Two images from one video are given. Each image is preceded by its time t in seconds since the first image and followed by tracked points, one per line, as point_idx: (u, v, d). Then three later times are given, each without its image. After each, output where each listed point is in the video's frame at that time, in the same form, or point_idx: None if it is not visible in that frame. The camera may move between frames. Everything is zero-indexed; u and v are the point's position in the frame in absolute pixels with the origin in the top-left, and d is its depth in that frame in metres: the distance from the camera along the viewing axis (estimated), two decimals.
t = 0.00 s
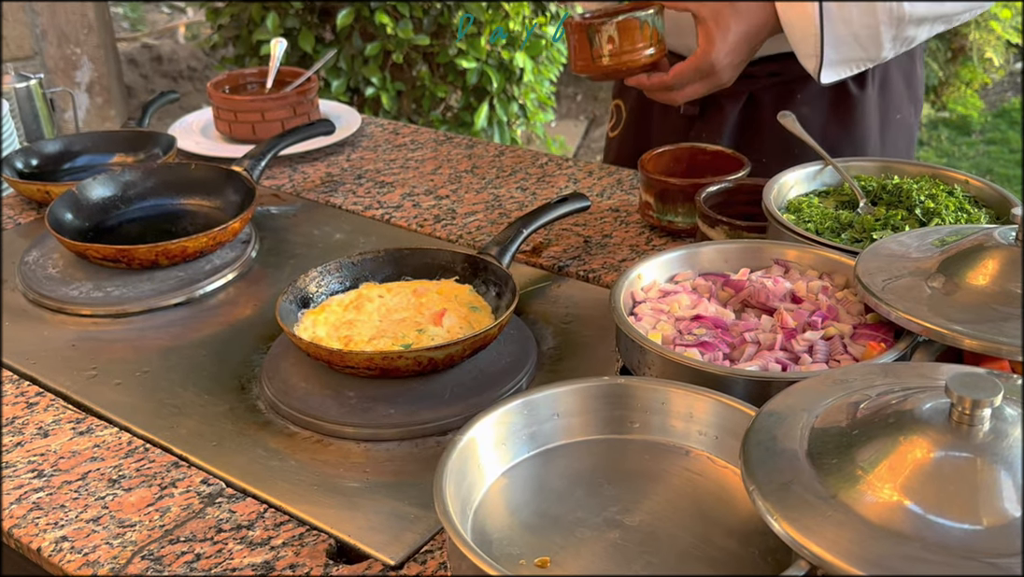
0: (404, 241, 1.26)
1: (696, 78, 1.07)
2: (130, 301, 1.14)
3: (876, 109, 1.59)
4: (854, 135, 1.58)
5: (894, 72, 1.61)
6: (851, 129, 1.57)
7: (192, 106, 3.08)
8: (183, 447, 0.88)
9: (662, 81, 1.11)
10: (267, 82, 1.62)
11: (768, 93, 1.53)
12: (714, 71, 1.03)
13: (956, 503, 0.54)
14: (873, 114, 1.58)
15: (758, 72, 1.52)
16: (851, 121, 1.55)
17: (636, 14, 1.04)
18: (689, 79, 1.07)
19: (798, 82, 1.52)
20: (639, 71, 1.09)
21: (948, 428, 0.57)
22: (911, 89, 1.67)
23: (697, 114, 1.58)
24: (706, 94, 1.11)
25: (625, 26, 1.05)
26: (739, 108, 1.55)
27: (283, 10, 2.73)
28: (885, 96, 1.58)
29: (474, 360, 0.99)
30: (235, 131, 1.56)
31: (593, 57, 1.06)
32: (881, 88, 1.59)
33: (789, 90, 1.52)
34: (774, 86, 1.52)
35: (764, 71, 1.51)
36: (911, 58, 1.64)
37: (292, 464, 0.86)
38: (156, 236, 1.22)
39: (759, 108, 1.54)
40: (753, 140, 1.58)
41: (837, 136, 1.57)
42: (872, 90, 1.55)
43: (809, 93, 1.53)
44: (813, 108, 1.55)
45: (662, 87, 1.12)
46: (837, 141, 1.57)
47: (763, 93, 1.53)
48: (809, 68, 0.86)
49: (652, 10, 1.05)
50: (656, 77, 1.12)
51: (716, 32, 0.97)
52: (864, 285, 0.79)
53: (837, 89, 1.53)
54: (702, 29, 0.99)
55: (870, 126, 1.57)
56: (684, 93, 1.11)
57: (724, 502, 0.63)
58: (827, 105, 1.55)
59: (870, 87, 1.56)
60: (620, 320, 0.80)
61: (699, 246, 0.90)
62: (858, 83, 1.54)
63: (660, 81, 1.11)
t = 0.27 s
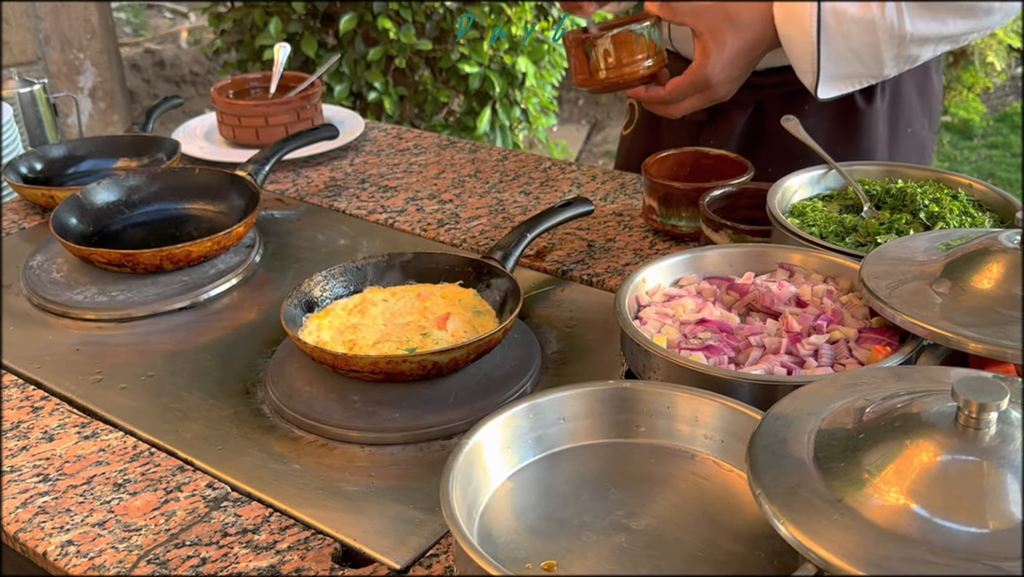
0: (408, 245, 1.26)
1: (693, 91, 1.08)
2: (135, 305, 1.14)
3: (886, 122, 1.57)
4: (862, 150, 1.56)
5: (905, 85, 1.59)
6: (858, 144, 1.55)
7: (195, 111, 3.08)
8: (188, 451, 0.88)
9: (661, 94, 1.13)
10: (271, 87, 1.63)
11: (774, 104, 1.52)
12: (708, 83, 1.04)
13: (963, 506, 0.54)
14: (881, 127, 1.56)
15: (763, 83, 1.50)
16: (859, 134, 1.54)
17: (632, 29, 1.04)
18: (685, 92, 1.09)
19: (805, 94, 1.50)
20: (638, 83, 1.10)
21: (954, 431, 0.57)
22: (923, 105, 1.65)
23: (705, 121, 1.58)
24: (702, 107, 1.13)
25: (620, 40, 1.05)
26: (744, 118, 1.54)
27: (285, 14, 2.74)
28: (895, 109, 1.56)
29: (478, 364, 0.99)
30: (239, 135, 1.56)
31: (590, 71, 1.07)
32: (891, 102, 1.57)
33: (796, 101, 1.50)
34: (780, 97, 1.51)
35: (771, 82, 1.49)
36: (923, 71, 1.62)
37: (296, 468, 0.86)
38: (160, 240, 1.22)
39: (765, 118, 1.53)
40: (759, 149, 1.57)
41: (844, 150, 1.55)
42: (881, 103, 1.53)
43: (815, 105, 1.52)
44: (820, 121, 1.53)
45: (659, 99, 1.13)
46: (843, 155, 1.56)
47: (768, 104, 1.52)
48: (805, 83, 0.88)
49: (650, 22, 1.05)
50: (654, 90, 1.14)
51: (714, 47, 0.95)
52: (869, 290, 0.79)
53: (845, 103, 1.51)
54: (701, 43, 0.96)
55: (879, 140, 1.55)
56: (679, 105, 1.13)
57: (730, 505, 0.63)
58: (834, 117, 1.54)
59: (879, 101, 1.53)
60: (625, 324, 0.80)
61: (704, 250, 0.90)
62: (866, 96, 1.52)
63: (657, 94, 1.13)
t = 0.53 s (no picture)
0: (409, 251, 1.27)
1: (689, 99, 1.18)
2: (136, 311, 1.15)
3: (886, 132, 1.56)
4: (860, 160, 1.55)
5: (909, 97, 1.58)
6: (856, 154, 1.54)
7: (195, 116, 3.09)
8: (189, 457, 0.88)
9: (654, 104, 1.19)
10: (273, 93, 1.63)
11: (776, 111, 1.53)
12: (703, 92, 1.16)
13: (961, 511, 0.54)
14: (882, 139, 1.55)
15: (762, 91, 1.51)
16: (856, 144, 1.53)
17: (624, 39, 1.10)
18: (679, 103, 1.18)
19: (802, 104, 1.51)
20: (631, 93, 1.16)
21: (952, 437, 0.57)
22: (929, 117, 1.63)
23: (706, 128, 1.59)
24: (694, 118, 1.23)
25: (614, 50, 1.11)
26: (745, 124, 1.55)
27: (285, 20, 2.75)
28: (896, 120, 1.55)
29: (479, 370, 0.99)
30: (240, 142, 1.57)
31: (584, 81, 1.12)
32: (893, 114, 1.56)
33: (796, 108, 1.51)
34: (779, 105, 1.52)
35: (770, 91, 1.50)
36: (930, 82, 1.60)
37: (298, 473, 0.86)
38: (161, 246, 1.23)
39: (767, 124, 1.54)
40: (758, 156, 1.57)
41: (841, 160, 1.55)
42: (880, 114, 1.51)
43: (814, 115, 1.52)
44: (818, 131, 1.53)
45: (652, 110, 1.21)
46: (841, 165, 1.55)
47: (770, 111, 1.53)
48: (801, 94, 1.08)
49: (642, 34, 1.12)
50: (647, 101, 1.20)
51: (706, 57, 1.13)
52: (868, 296, 0.79)
53: (843, 113, 1.51)
54: (692, 54, 1.14)
55: (878, 151, 1.54)
56: (673, 117, 1.22)
57: (730, 511, 0.64)
58: (831, 127, 1.53)
59: (878, 112, 1.53)
60: (625, 329, 0.80)
61: (704, 256, 0.90)
62: (864, 107, 1.51)
63: (649, 104, 1.20)
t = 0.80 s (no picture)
0: (406, 259, 1.27)
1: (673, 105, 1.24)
2: (134, 318, 1.15)
3: (868, 143, 1.57)
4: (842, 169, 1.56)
5: (892, 107, 1.59)
6: (840, 164, 1.55)
7: (194, 124, 3.10)
8: (186, 464, 0.88)
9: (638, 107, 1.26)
10: (271, 102, 1.64)
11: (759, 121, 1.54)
12: (686, 97, 1.22)
13: (950, 517, 0.55)
14: (865, 148, 1.56)
15: (748, 100, 1.52)
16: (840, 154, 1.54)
17: (609, 44, 1.17)
18: (662, 107, 1.24)
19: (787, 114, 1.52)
20: (616, 96, 1.22)
21: (943, 444, 0.58)
22: (913, 127, 1.64)
23: (690, 136, 1.60)
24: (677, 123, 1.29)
25: (599, 55, 1.18)
26: (729, 133, 1.55)
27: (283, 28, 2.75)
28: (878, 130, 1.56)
29: (475, 377, 1.00)
30: (238, 150, 1.57)
31: (568, 84, 1.19)
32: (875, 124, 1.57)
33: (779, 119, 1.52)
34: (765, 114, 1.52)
35: (754, 100, 1.51)
36: (914, 93, 1.61)
37: (294, 480, 0.86)
38: (159, 253, 1.23)
39: (749, 134, 1.55)
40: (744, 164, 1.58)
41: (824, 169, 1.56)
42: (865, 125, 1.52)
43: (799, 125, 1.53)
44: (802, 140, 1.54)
45: (636, 112, 1.28)
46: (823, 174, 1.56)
47: (753, 121, 1.53)
48: (785, 103, 1.17)
49: (626, 39, 1.19)
50: (631, 104, 1.27)
51: (690, 63, 1.20)
52: (862, 303, 0.79)
53: (826, 123, 1.51)
54: (678, 61, 1.21)
55: (860, 161, 1.55)
56: (657, 121, 1.29)
57: (723, 517, 0.64)
58: (815, 137, 1.54)
59: (861, 122, 1.54)
60: (619, 337, 0.81)
61: (698, 263, 0.90)
62: (847, 118, 1.52)
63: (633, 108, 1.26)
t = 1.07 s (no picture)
0: (403, 268, 1.28)
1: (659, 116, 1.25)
2: (133, 327, 1.16)
3: (857, 154, 1.59)
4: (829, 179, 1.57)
5: (880, 118, 1.60)
6: (828, 174, 1.57)
7: (194, 133, 3.11)
8: (185, 472, 0.89)
9: (625, 120, 1.27)
10: (270, 112, 1.65)
11: (748, 132, 1.55)
12: (672, 108, 1.23)
13: (937, 523, 0.55)
14: (853, 159, 1.58)
15: (737, 111, 1.53)
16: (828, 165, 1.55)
17: (595, 57, 1.18)
18: (649, 119, 1.25)
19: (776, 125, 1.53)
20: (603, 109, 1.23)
21: (930, 451, 0.59)
22: (901, 139, 1.65)
23: (680, 147, 1.61)
24: (665, 134, 1.29)
25: (584, 67, 1.19)
26: (718, 144, 1.57)
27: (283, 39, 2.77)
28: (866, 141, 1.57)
29: (471, 386, 1.01)
30: (238, 159, 1.59)
31: (555, 97, 1.19)
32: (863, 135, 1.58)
33: (767, 130, 1.53)
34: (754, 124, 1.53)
35: (743, 111, 1.52)
36: (902, 105, 1.62)
37: (291, 488, 0.87)
38: (158, 263, 1.24)
39: (738, 144, 1.56)
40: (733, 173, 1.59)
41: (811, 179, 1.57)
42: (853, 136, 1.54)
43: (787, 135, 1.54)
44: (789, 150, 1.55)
45: (623, 125, 1.28)
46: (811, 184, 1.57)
47: (742, 132, 1.55)
48: (769, 114, 1.19)
49: (613, 51, 1.19)
50: (618, 116, 1.28)
51: (675, 75, 1.20)
52: (853, 313, 0.80)
53: (814, 134, 1.53)
54: (663, 72, 1.21)
55: (848, 172, 1.57)
56: (644, 132, 1.29)
57: (715, 524, 0.64)
58: (804, 148, 1.55)
59: (849, 133, 1.55)
60: (613, 345, 0.82)
61: (692, 273, 0.92)
62: (835, 129, 1.53)
63: (620, 119, 1.27)
